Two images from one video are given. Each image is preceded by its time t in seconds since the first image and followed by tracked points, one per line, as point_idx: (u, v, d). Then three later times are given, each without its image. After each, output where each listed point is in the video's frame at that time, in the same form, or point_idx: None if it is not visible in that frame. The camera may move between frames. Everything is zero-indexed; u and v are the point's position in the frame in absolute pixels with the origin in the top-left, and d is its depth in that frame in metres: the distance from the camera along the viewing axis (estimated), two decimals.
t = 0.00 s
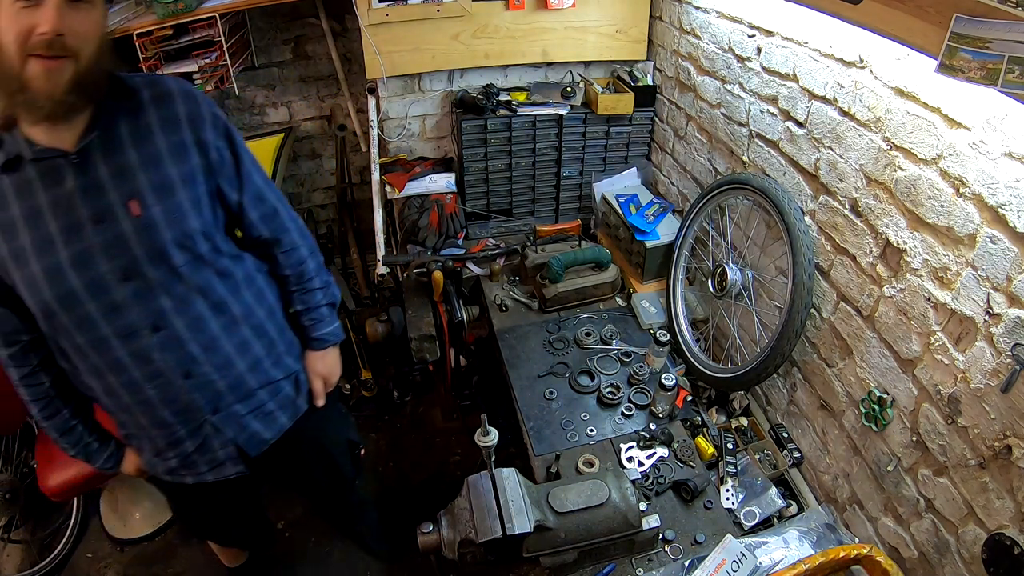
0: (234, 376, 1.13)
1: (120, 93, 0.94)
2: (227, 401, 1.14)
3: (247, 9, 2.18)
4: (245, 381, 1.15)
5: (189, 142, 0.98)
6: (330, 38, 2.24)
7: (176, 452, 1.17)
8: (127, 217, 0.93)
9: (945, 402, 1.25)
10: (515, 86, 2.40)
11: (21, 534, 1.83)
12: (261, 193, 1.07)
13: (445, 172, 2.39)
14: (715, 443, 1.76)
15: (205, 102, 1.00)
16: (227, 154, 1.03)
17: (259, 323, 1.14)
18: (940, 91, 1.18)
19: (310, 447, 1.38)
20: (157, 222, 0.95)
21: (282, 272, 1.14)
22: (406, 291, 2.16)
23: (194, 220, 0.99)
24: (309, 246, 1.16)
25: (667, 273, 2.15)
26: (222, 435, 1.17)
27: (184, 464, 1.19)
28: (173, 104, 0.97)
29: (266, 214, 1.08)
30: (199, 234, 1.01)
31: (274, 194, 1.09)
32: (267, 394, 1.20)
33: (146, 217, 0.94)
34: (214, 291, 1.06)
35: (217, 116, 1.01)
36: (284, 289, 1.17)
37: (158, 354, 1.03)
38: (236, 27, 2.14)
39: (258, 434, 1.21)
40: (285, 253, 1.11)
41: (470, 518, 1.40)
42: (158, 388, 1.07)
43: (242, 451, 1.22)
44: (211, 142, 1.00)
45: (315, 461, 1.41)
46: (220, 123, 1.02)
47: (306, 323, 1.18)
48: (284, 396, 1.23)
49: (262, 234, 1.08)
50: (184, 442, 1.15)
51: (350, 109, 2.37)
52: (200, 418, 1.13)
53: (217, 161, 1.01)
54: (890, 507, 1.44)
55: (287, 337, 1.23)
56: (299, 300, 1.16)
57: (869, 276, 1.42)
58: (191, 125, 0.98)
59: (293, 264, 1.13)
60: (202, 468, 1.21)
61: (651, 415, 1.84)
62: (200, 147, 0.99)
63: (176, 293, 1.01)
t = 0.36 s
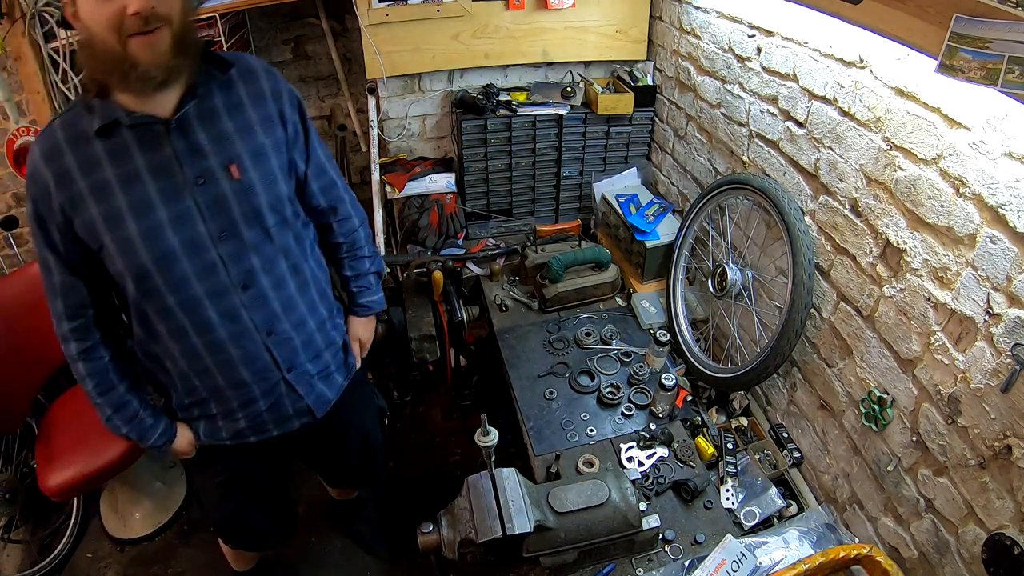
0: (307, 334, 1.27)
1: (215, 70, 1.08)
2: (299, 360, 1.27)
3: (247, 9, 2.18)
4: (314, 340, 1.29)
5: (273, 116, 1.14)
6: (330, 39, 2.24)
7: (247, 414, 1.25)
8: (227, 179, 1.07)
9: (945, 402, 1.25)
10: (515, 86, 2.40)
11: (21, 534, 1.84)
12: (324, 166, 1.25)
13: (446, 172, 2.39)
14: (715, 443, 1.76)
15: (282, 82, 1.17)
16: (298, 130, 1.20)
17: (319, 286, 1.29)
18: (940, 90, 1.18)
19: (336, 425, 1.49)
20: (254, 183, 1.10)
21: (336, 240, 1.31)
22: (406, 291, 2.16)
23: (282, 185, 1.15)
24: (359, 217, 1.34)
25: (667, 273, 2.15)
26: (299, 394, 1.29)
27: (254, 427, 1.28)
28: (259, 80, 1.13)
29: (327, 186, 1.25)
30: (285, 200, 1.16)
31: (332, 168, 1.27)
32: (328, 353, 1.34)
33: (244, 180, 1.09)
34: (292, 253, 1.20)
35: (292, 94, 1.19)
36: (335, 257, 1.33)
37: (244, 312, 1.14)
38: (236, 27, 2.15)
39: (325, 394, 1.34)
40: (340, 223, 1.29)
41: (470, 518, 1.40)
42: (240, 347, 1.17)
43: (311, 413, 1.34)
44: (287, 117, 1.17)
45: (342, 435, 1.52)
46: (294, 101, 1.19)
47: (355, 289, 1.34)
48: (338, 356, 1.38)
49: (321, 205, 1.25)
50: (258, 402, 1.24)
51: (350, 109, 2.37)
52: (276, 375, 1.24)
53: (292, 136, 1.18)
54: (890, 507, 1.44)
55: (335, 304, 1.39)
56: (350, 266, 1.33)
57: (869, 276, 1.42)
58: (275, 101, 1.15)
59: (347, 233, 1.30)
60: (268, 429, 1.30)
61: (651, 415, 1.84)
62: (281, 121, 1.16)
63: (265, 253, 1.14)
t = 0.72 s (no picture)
0: (319, 320, 1.31)
1: (257, 55, 1.15)
2: (311, 345, 1.31)
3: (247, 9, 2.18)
4: (325, 328, 1.33)
5: (307, 107, 1.22)
6: (330, 39, 2.24)
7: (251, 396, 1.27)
8: (264, 156, 1.13)
9: (945, 402, 1.25)
10: (515, 86, 2.40)
11: (21, 534, 1.84)
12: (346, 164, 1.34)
13: (446, 171, 2.39)
14: (715, 443, 1.76)
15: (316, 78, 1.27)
16: (325, 125, 1.29)
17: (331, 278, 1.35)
18: (940, 90, 1.18)
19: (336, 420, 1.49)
20: (289, 164, 1.17)
21: (351, 239, 1.38)
22: (406, 291, 2.16)
23: (311, 172, 1.21)
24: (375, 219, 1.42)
25: (667, 273, 2.15)
26: (305, 379, 1.32)
27: (255, 411, 1.30)
28: (297, 72, 1.21)
29: (347, 183, 1.33)
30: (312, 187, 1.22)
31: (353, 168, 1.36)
32: (337, 344, 1.39)
33: (278, 160, 1.15)
34: (313, 239, 1.25)
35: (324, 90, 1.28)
36: (348, 256, 1.41)
37: (265, 288, 1.18)
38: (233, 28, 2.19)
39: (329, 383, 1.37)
40: (357, 221, 1.37)
41: (469, 518, 1.40)
42: (256, 323, 1.20)
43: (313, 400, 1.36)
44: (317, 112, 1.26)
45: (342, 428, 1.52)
46: (323, 96, 1.28)
47: (369, 289, 1.41)
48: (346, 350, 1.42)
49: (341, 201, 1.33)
50: (265, 385, 1.27)
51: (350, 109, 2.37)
52: (286, 358, 1.27)
53: (321, 129, 1.27)
54: (890, 507, 1.44)
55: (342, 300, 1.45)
56: (365, 266, 1.40)
57: (869, 276, 1.42)
58: (309, 93, 1.23)
59: (363, 232, 1.38)
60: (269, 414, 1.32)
61: (651, 415, 1.84)
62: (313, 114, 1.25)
63: (288, 233, 1.20)
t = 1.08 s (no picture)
0: (313, 325, 1.30)
1: (267, 56, 1.16)
2: (302, 348, 1.30)
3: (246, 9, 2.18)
4: (320, 333, 1.32)
5: (316, 110, 1.21)
6: (330, 39, 2.24)
7: (241, 395, 1.27)
8: (262, 158, 1.14)
9: (945, 402, 1.25)
10: (515, 86, 2.41)
11: (21, 534, 1.84)
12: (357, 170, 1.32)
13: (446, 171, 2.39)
14: (715, 443, 1.76)
15: (328, 80, 1.26)
16: (336, 128, 1.28)
17: (333, 283, 1.34)
18: (940, 91, 1.18)
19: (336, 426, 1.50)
20: (287, 167, 1.16)
21: (360, 245, 1.37)
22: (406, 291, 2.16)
23: (313, 176, 1.21)
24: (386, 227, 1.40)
25: (667, 273, 2.15)
26: (293, 381, 1.31)
27: (245, 409, 1.29)
28: (307, 73, 1.21)
29: (355, 188, 1.32)
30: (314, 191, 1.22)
31: (365, 174, 1.35)
32: (334, 350, 1.37)
33: (277, 162, 1.15)
34: (312, 243, 1.24)
35: (337, 94, 1.28)
36: (355, 262, 1.39)
37: (256, 289, 1.19)
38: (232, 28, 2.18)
39: (319, 387, 1.35)
40: (364, 228, 1.35)
41: (469, 518, 1.40)
42: (248, 323, 1.21)
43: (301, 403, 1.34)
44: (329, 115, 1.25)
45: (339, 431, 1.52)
46: (335, 99, 1.27)
47: (376, 297, 1.38)
48: (345, 356, 1.40)
49: (348, 206, 1.32)
50: (253, 385, 1.27)
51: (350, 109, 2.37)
52: (275, 358, 1.27)
53: (330, 132, 1.26)
54: (890, 507, 1.44)
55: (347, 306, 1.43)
56: (373, 274, 1.38)
57: (869, 276, 1.42)
58: (319, 96, 1.23)
59: (371, 240, 1.36)
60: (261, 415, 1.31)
61: (651, 415, 1.84)
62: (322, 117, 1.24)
63: (283, 236, 1.19)
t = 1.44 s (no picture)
0: (311, 322, 1.30)
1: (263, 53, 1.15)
2: (300, 345, 1.30)
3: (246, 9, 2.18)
4: (317, 330, 1.32)
5: (313, 107, 1.21)
6: (330, 39, 2.24)
7: (241, 392, 1.28)
8: (259, 157, 1.13)
9: (945, 402, 1.25)
10: (515, 86, 2.41)
11: (21, 534, 1.84)
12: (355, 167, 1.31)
13: (446, 172, 2.40)
14: (715, 443, 1.76)
15: (326, 77, 1.25)
16: (334, 125, 1.27)
17: (331, 281, 1.34)
18: (940, 90, 1.18)
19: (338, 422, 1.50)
20: (283, 166, 1.16)
21: (357, 243, 1.36)
22: (406, 290, 2.16)
23: (310, 174, 1.20)
24: (384, 224, 1.40)
25: (667, 273, 2.15)
26: (293, 378, 1.31)
27: (244, 406, 1.30)
28: (305, 70, 1.20)
29: (353, 186, 1.31)
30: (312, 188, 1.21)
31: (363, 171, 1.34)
32: (332, 348, 1.37)
33: (274, 161, 1.15)
34: (310, 241, 1.24)
35: (334, 91, 1.27)
36: (353, 260, 1.39)
37: (253, 288, 1.19)
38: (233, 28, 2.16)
39: (317, 385, 1.35)
40: (362, 225, 1.35)
41: (469, 518, 1.40)
42: (244, 322, 1.21)
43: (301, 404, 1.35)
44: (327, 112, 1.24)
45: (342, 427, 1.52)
46: (333, 97, 1.26)
47: (373, 294, 1.38)
48: (343, 353, 1.40)
49: (347, 204, 1.32)
50: (252, 382, 1.27)
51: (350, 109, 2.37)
52: (273, 357, 1.27)
53: (328, 130, 1.25)
54: (890, 507, 1.44)
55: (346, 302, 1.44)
56: (370, 272, 1.38)
57: (869, 276, 1.42)
58: (317, 94, 1.22)
59: (368, 237, 1.36)
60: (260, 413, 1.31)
61: (651, 415, 1.84)
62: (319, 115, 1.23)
63: (281, 235, 1.19)
